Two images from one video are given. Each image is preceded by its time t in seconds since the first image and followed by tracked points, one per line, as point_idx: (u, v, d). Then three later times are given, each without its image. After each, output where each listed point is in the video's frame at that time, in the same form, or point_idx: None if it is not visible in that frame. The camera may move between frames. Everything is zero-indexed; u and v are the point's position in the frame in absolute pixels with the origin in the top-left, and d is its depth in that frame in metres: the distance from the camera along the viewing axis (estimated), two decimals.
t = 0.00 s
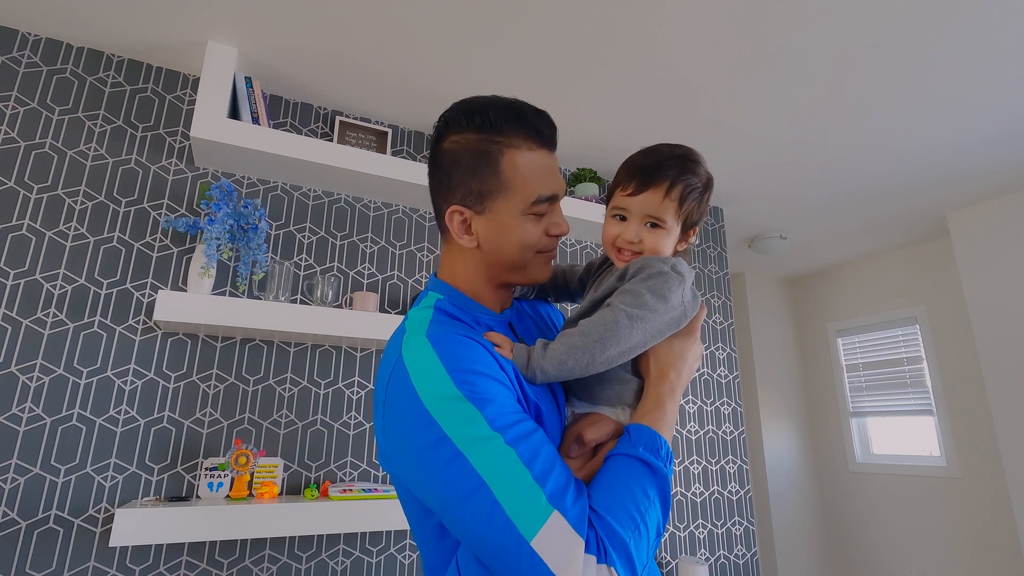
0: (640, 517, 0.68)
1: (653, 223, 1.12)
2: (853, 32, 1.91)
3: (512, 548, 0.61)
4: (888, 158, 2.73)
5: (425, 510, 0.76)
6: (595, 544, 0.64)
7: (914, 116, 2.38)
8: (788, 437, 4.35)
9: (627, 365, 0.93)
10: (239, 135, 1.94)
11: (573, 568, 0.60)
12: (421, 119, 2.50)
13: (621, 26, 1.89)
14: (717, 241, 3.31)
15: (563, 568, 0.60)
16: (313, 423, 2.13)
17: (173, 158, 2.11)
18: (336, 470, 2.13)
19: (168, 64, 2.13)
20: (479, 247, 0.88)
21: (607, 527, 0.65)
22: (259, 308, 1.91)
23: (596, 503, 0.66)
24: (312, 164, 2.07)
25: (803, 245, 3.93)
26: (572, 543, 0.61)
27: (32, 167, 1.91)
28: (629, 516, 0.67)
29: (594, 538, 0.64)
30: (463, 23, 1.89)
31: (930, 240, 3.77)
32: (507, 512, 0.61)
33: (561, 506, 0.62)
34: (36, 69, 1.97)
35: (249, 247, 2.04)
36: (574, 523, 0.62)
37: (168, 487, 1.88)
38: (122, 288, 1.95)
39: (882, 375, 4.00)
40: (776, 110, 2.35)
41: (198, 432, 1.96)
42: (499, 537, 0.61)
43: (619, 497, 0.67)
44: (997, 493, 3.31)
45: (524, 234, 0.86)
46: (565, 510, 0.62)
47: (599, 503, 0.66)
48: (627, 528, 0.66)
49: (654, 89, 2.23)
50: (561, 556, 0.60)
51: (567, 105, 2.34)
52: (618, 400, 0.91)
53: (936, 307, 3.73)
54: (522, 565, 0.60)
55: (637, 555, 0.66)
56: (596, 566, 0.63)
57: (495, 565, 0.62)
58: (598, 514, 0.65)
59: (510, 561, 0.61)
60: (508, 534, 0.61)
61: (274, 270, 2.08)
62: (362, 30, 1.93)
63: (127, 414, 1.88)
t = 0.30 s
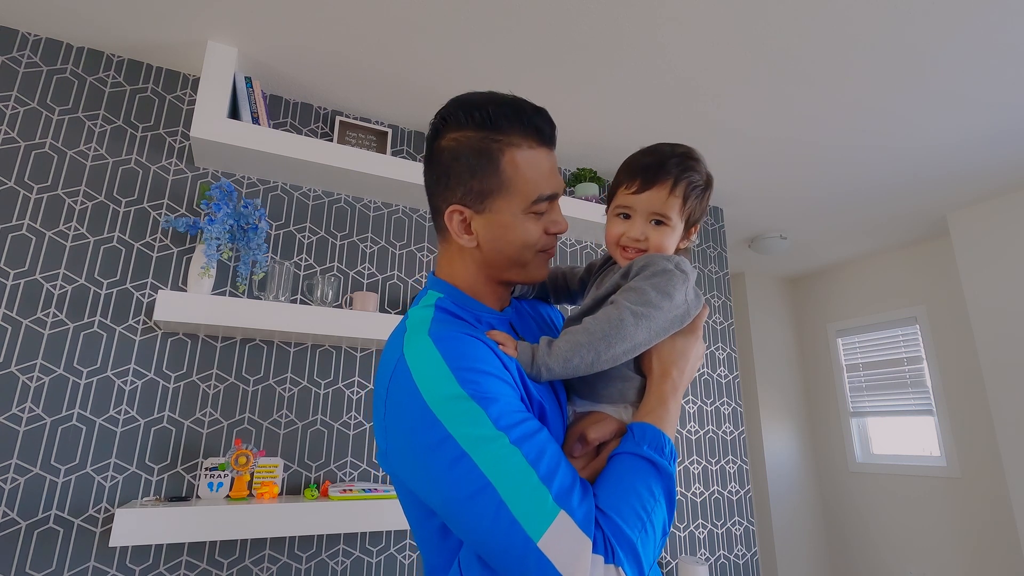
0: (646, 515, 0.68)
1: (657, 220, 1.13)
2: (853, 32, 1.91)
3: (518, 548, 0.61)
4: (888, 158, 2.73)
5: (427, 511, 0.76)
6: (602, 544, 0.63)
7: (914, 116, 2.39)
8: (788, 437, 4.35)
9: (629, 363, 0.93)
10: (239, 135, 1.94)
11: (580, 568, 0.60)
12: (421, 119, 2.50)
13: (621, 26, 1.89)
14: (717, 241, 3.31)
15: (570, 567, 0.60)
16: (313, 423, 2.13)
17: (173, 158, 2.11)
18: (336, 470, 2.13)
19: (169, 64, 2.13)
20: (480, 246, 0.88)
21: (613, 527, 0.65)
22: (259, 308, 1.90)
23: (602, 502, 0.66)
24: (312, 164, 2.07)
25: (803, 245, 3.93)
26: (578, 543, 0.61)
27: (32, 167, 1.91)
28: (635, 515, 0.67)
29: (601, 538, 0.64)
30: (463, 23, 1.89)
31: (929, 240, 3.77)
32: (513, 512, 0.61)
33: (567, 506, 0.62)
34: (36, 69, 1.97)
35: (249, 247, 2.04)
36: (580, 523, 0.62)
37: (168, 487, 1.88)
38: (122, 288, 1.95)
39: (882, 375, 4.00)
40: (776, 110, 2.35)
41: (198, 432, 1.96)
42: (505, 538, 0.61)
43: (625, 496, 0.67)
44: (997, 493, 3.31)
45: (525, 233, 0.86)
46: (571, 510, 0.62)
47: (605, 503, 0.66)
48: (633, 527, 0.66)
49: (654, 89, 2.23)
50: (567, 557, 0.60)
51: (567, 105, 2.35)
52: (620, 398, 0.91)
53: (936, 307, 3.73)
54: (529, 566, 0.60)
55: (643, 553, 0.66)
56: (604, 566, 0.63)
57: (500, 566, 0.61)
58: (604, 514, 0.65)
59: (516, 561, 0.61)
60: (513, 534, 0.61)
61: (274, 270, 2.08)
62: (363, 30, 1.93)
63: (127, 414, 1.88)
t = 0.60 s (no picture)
0: (647, 513, 0.68)
1: (650, 217, 1.13)
2: (853, 32, 1.91)
3: (519, 548, 0.61)
4: (888, 158, 2.73)
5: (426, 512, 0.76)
6: (604, 543, 0.64)
7: (914, 116, 2.38)
8: (788, 437, 4.35)
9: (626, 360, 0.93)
10: (239, 135, 1.94)
11: (582, 567, 0.60)
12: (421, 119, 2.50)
13: (621, 26, 1.89)
14: (717, 241, 3.31)
15: (572, 567, 0.60)
16: (313, 423, 2.13)
17: (173, 158, 2.11)
18: (336, 470, 2.13)
19: (169, 64, 2.14)
20: (492, 250, 0.88)
21: (615, 526, 0.65)
22: (258, 308, 1.90)
23: (603, 501, 0.66)
24: (312, 164, 2.07)
25: (803, 245, 3.93)
26: (580, 542, 0.61)
27: (32, 167, 1.91)
28: (636, 513, 0.67)
29: (603, 537, 0.64)
30: (463, 23, 1.89)
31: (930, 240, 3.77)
32: (513, 512, 0.61)
33: (568, 505, 0.62)
34: (36, 69, 1.97)
35: (249, 247, 2.04)
36: (581, 522, 0.62)
37: (168, 487, 1.88)
38: (122, 288, 1.95)
39: (882, 375, 4.00)
40: (777, 110, 2.35)
41: (198, 432, 1.96)
42: (507, 538, 0.61)
43: (625, 494, 0.67)
44: (998, 493, 3.31)
45: (535, 226, 0.86)
46: (573, 509, 0.62)
47: (606, 501, 0.66)
48: (634, 525, 0.66)
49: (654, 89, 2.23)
50: (569, 556, 0.60)
51: (567, 105, 2.34)
52: (618, 397, 0.91)
53: (936, 307, 3.73)
54: (530, 566, 0.60)
55: (645, 551, 0.66)
56: (605, 565, 0.63)
57: (502, 566, 0.61)
58: (605, 512, 0.65)
59: (518, 561, 0.61)
60: (514, 534, 0.61)
61: (274, 270, 2.08)
62: (363, 30, 1.93)
63: (127, 414, 1.88)
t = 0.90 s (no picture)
0: (648, 515, 0.68)
1: (647, 217, 1.12)
2: (854, 32, 1.91)
3: (520, 550, 0.60)
4: (888, 158, 2.73)
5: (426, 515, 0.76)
6: (605, 545, 0.63)
7: (914, 116, 2.38)
8: (788, 437, 4.35)
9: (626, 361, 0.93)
10: (239, 135, 1.94)
11: (583, 569, 0.60)
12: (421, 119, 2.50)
13: (622, 26, 1.89)
14: (717, 241, 3.31)
15: (573, 570, 0.60)
16: (313, 423, 2.13)
17: (173, 158, 2.11)
18: (336, 470, 2.13)
19: (169, 64, 2.14)
20: (490, 246, 0.87)
21: (616, 528, 0.65)
22: (259, 307, 1.90)
23: (603, 503, 0.66)
24: (312, 164, 2.07)
25: (803, 245, 3.93)
26: (581, 544, 0.61)
27: (32, 167, 1.91)
28: (637, 515, 0.67)
29: (604, 539, 0.64)
30: (463, 23, 1.89)
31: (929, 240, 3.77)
32: (513, 515, 0.61)
33: (569, 508, 0.62)
34: (36, 69, 1.97)
35: (249, 247, 2.04)
36: (582, 524, 0.62)
37: (168, 487, 1.88)
38: (122, 288, 1.95)
39: (882, 375, 4.00)
40: (777, 110, 2.35)
41: (198, 432, 1.96)
42: (507, 541, 0.61)
43: (626, 496, 0.67)
44: (998, 493, 3.31)
45: (530, 216, 0.87)
46: (573, 511, 0.62)
47: (607, 503, 0.66)
48: (635, 527, 0.66)
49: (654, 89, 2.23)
50: (570, 559, 0.60)
51: (567, 104, 2.34)
52: (618, 398, 0.91)
53: (936, 307, 3.73)
54: (531, 567, 0.60)
55: (646, 553, 0.66)
56: (607, 567, 0.63)
57: (502, 569, 0.61)
58: (606, 515, 0.65)
59: (519, 564, 0.61)
60: (515, 537, 0.61)
61: (274, 270, 2.08)
62: (363, 30, 1.93)
63: (127, 414, 1.88)
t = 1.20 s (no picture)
0: (651, 518, 0.68)
1: (664, 211, 1.13)
2: (853, 32, 1.91)
3: (522, 553, 0.60)
4: (888, 158, 2.73)
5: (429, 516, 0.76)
6: (608, 549, 0.63)
7: (914, 116, 2.38)
8: (788, 437, 4.35)
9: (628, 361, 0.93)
10: (239, 135, 1.94)
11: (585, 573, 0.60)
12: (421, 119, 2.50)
13: (622, 26, 1.89)
14: (717, 241, 3.31)
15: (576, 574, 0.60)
16: (313, 423, 2.13)
17: (173, 158, 2.11)
18: (336, 470, 2.13)
19: (169, 64, 2.14)
20: (493, 243, 0.87)
21: (619, 532, 0.65)
22: (259, 308, 1.91)
23: (606, 506, 0.66)
24: (312, 164, 2.07)
25: (803, 245, 3.93)
26: (583, 548, 0.61)
27: (32, 167, 1.91)
28: (640, 519, 0.67)
29: (607, 543, 0.63)
30: (463, 23, 1.89)
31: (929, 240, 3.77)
32: (515, 518, 0.61)
33: (571, 511, 0.62)
34: (36, 69, 1.97)
35: (249, 247, 2.04)
36: (584, 527, 0.62)
37: (168, 487, 1.88)
38: (122, 288, 1.95)
39: (882, 375, 4.00)
40: (777, 110, 2.35)
41: (198, 432, 1.96)
42: (509, 544, 0.61)
43: (630, 500, 0.67)
44: (998, 493, 3.31)
45: (530, 211, 0.86)
46: (576, 515, 0.62)
47: (610, 507, 0.66)
48: (638, 530, 0.66)
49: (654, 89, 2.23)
50: (572, 563, 0.60)
51: (567, 105, 2.34)
52: (622, 399, 0.91)
53: (936, 307, 3.73)
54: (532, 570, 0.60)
55: (649, 557, 0.66)
56: (609, 571, 0.62)
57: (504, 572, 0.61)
58: (608, 518, 0.65)
59: (520, 567, 0.60)
60: (516, 540, 0.61)
61: (274, 270, 2.08)
62: (364, 30, 1.93)
63: (127, 414, 1.88)
